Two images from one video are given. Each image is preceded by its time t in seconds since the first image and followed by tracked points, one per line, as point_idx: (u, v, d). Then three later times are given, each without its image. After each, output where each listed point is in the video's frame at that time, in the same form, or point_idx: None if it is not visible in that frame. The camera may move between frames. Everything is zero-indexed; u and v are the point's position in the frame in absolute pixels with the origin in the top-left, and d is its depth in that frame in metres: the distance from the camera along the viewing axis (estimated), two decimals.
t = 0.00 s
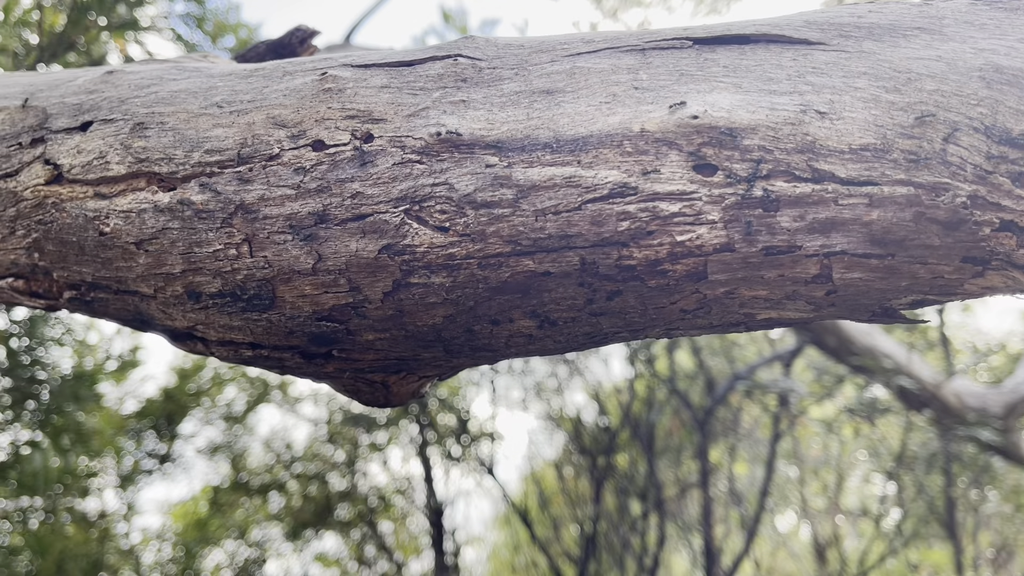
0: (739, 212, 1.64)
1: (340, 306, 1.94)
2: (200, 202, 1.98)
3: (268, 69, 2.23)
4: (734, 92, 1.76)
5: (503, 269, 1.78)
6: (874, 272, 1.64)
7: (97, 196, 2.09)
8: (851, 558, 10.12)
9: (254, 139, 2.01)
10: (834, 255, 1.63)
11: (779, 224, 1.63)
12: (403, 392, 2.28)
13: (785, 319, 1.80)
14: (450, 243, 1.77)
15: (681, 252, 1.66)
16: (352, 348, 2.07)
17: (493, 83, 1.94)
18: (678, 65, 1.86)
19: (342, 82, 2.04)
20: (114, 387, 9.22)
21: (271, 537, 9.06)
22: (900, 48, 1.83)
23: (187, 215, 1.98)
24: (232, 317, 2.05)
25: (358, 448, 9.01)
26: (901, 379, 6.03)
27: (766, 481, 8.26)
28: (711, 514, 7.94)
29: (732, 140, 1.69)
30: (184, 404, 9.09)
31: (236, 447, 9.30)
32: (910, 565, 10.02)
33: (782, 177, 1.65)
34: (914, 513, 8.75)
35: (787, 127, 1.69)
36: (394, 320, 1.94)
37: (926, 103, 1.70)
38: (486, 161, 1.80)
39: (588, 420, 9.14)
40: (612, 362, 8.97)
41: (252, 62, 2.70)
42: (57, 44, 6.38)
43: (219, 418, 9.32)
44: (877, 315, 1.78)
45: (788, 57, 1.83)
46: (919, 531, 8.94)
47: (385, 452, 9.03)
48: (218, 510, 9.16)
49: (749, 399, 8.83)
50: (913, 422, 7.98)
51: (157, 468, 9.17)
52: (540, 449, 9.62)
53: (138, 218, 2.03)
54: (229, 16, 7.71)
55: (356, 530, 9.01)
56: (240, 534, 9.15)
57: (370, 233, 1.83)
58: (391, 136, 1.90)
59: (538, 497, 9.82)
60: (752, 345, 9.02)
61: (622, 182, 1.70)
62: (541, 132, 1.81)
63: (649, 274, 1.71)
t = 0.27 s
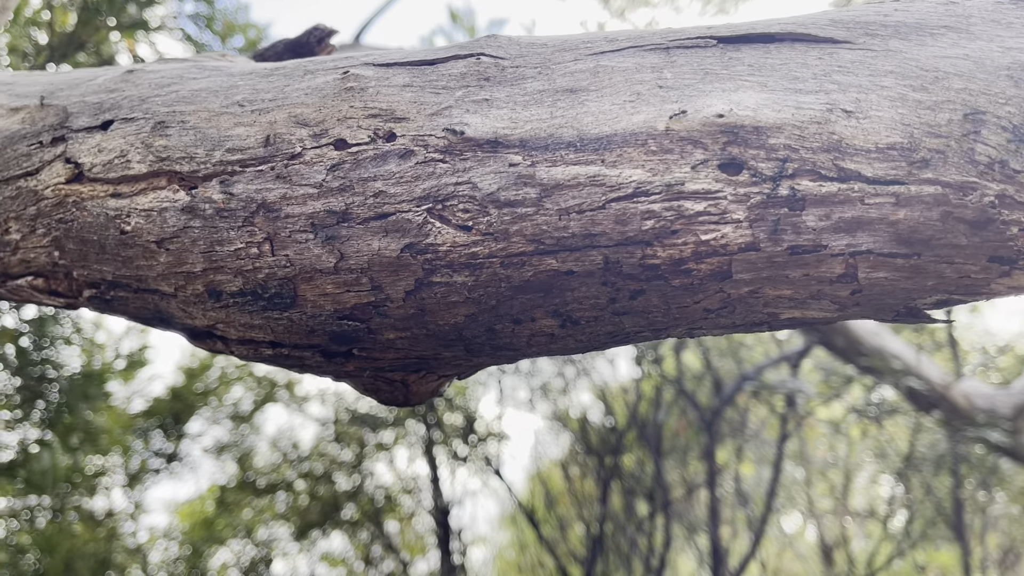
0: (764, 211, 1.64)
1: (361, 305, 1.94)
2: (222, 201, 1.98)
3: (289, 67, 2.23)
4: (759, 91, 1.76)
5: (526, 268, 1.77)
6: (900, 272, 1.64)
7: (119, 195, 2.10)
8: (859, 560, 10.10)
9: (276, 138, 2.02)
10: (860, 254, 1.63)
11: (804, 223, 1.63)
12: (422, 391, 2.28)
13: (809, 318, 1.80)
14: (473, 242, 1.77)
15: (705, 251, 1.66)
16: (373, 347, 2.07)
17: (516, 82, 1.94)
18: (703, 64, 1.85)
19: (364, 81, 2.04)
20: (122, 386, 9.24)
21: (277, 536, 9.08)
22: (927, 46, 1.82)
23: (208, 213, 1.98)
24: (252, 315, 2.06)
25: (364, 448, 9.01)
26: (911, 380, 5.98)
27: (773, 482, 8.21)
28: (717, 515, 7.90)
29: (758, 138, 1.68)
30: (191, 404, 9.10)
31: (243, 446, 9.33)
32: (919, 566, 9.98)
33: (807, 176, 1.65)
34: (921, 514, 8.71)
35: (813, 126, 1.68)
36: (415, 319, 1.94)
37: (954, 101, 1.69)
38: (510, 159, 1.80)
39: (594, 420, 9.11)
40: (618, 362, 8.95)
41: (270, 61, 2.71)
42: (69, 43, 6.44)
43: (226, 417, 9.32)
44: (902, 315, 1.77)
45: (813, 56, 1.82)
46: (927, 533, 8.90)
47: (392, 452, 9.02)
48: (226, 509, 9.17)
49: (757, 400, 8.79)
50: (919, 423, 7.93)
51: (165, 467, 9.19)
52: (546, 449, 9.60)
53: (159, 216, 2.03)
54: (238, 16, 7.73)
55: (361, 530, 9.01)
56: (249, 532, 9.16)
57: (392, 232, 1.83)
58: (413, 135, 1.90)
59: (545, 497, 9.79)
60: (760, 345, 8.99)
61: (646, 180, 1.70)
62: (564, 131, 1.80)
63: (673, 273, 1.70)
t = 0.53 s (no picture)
0: (785, 214, 1.64)
1: (381, 307, 1.96)
2: (243, 203, 1.99)
3: (308, 70, 2.24)
4: (780, 95, 1.77)
5: (546, 270, 1.78)
6: (920, 275, 1.64)
7: (140, 196, 2.11)
8: (866, 561, 10.07)
9: (297, 141, 2.03)
10: (880, 257, 1.63)
11: (825, 226, 1.64)
12: (440, 392, 2.29)
13: (828, 321, 1.80)
14: (494, 245, 1.79)
15: (726, 254, 1.67)
16: (392, 348, 2.08)
17: (537, 85, 1.95)
18: (724, 68, 1.86)
19: (384, 84, 2.06)
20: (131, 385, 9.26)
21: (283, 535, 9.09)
22: (948, 50, 1.83)
23: (229, 215, 2.00)
24: (272, 316, 2.07)
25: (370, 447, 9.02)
26: (919, 382, 5.95)
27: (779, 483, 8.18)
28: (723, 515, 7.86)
29: (779, 141, 1.69)
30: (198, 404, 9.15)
31: (250, 446, 9.37)
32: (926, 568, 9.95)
33: (829, 180, 1.65)
34: (927, 517, 8.68)
35: (834, 130, 1.69)
36: (435, 321, 1.95)
37: (975, 105, 1.70)
38: (531, 162, 1.80)
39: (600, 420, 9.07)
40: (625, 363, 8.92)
41: (287, 63, 2.72)
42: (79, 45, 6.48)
43: (233, 416, 9.29)
44: (922, 318, 1.77)
45: (834, 60, 1.83)
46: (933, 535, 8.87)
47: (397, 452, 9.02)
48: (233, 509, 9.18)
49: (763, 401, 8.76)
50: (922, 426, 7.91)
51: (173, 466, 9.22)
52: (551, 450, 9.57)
53: (180, 218, 2.04)
54: (246, 17, 7.76)
55: (366, 529, 8.99)
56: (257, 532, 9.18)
57: (413, 234, 1.84)
58: (434, 137, 1.91)
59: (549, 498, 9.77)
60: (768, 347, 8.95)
61: (667, 183, 1.71)
62: (585, 134, 1.81)
63: (693, 276, 1.71)
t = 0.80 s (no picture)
0: (807, 213, 1.65)
1: (401, 304, 1.96)
2: (264, 201, 2.00)
3: (328, 69, 2.25)
4: (802, 93, 1.77)
5: (567, 268, 1.79)
6: (943, 273, 1.65)
7: (161, 194, 2.12)
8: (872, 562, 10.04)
9: (317, 139, 2.04)
10: (903, 256, 1.64)
11: (848, 224, 1.64)
12: (458, 389, 2.30)
13: (849, 319, 1.81)
14: (515, 243, 1.79)
15: (748, 252, 1.67)
16: (411, 346, 2.09)
17: (558, 84, 1.96)
18: (745, 67, 1.87)
19: (405, 82, 2.06)
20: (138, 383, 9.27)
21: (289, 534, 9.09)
22: (970, 49, 1.83)
23: (250, 213, 2.01)
24: (293, 314, 2.08)
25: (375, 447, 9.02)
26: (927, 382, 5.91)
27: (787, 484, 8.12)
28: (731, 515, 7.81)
29: (801, 140, 1.70)
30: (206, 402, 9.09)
31: (257, 445, 9.36)
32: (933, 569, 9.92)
33: (851, 178, 1.66)
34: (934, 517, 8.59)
35: (857, 128, 1.70)
36: (455, 319, 1.96)
37: (998, 104, 1.70)
38: (552, 161, 1.81)
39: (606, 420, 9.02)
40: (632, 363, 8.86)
41: (304, 62, 2.74)
42: (90, 45, 6.50)
43: (239, 415, 9.43)
44: (942, 316, 1.78)
45: (856, 58, 1.83)
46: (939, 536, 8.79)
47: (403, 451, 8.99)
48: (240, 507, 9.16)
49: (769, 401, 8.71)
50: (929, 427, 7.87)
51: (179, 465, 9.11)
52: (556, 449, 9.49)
53: (201, 216, 2.06)
54: (256, 17, 7.77)
55: (371, 527, 8.99)
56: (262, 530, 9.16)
57: (434, 232, 1.85)
58: (455, 136, 1.92)
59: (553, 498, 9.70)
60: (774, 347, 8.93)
61: (689, 182, 1.71)
62: (607, 133, 1.82)
63: (715, 274, 1.72)
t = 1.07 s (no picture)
0: (831, 212, 1.65)
1: (423, 303, 1.97)
2: (285, 200, 2.01)
3: (349, 69, 2.26)
4: (826, 93, 1.77)
5: (589, 267, 1.80)
6: (967, 272, 1.65)
7: (182, 194, 2.13)
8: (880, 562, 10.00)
9: (339, 139, 2.05)
10: (926, 255, 1.64)
11: (872, 224, 1.64)
12: (477, 388, 2.31)
13: (871, 319, 1.81)
14: (537, 242, 1.80)
15: (771, 252, 1.67)
16: (431, 344, 2.10)
17: (580, 84, 1.96)
18: (769, 67, 1.87)
19: (426, 82, 2.07)
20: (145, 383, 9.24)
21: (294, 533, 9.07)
22: (995, 49, 1.82)
23: (271, 212, 2.01)
24: (314, 313, 2.09)
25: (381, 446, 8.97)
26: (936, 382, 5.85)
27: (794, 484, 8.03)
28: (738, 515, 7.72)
29: (826, 140, 1.70)
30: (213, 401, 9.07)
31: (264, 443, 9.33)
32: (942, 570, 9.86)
33: (874, 178, 1.66)
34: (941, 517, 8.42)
35: (881, 128, 1.70)
36: (477, 317, 1.97)
37: None
38: (575, 160, 1.81)
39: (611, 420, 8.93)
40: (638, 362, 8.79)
41: (322, 62, 2.74)
42: (100, 45, 6.53)
43: (247, 414, 9.39)
44: (964, 316, 1.78)
45: (880, 58, 1.83)
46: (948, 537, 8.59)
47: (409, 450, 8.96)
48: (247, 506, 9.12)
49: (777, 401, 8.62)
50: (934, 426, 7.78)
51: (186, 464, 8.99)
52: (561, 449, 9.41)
53: (223, 215, 2.06)
54: (264, 16, 7.77)
55: (377, 526, 8.90)
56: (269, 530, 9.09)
57: (456, 232, 1.86)
58: (477, 136, 1.92)
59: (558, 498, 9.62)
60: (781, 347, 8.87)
61: (712, 181, 1.72)
62: (630, 133, 1.82)
63: (738, 273, 1.72)
